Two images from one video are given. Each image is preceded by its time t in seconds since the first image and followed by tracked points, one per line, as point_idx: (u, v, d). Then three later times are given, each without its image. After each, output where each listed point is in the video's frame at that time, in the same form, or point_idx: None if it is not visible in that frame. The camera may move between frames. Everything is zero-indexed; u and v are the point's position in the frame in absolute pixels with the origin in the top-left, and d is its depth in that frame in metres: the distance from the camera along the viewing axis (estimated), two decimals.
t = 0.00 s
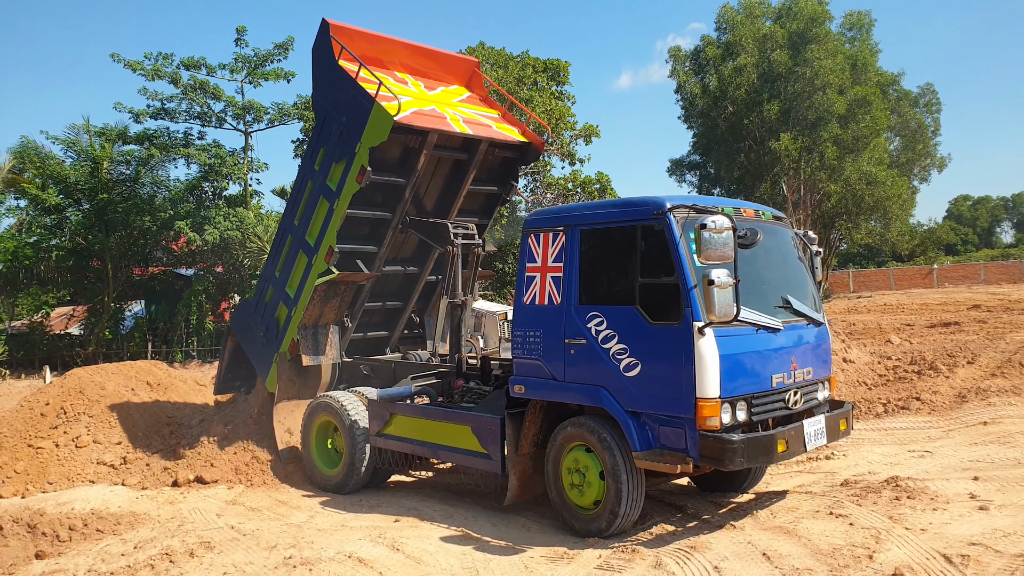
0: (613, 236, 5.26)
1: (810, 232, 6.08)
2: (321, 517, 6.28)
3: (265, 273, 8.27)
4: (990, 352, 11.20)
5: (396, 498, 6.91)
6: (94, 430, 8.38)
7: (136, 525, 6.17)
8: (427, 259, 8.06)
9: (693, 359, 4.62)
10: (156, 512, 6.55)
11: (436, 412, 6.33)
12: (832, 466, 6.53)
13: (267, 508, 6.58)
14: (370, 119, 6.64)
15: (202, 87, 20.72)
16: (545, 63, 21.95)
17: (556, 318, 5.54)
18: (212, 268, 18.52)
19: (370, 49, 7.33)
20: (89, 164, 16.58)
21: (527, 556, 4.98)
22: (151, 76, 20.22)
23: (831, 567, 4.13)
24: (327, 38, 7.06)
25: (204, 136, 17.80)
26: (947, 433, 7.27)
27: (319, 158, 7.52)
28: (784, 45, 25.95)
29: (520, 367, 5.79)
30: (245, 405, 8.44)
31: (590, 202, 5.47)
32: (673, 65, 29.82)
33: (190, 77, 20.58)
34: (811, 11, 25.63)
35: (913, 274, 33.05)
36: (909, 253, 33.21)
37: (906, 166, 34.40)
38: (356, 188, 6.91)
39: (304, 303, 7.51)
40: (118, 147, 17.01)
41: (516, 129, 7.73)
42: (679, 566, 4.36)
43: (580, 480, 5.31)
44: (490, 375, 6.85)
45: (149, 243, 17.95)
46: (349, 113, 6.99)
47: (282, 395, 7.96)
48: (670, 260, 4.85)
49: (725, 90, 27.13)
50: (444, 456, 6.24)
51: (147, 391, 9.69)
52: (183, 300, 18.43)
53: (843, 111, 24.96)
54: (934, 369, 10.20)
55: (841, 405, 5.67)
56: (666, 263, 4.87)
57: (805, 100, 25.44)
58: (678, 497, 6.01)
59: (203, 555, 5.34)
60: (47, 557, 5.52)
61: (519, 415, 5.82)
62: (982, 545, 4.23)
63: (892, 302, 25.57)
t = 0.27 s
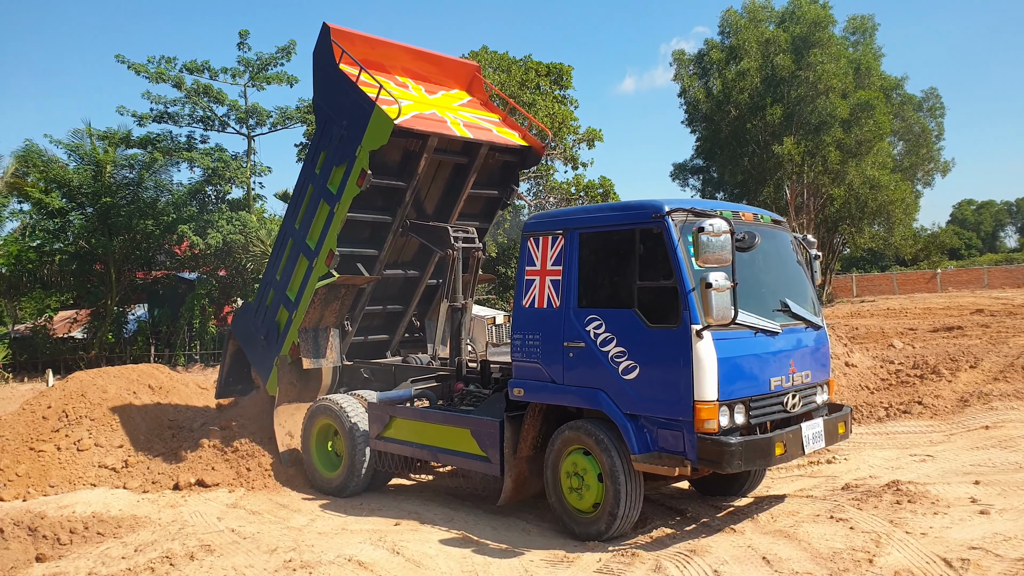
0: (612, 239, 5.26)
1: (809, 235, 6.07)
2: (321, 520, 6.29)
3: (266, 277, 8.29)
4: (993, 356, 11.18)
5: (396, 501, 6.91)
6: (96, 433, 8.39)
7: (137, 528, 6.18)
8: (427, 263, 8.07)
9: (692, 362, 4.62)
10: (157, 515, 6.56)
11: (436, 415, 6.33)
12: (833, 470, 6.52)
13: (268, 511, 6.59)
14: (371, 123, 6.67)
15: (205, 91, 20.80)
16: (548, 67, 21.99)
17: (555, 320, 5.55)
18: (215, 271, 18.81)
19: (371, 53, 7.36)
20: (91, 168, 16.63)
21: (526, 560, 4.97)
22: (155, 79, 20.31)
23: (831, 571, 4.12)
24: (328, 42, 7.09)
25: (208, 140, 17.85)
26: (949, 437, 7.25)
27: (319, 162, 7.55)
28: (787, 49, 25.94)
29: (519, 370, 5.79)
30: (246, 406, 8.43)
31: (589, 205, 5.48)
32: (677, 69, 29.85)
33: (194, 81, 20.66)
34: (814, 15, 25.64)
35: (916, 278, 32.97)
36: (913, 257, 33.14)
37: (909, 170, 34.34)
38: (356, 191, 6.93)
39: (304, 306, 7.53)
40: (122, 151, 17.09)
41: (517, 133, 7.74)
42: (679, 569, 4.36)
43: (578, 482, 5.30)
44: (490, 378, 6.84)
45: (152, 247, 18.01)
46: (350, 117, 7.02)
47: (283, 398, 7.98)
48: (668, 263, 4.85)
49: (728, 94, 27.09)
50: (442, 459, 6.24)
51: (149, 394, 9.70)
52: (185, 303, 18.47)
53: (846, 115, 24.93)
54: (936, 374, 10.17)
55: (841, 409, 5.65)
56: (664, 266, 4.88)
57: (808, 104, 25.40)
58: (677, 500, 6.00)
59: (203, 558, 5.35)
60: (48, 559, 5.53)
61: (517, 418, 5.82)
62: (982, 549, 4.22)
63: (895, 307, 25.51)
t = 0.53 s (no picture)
0: (612, 241, 5.28)
1: (809, 237, 6.08)
2: (321, 521, 6.30)
3: (267, 278, 8.31)
4: (993, 358, 11.19)
5: (396, 502, 6.92)
6: (96, 434, 8.41)
7: (137, 529, 6.19)
8: (428, 264, 8.08)
9: (691, 364, 4.63)
10: (157, 516, 6.57)
11: (436, 416, 6.34)
12: (832, 471, 6.53)
13: (267, 512, 6.60)
14: (371, 124, 6.69)
15: (207, 93, 20.84)
16: (549, 69, 22.03)
17: (555, 322, 5.56)
18: (216, 272, 18.57)
19: (372, 54, 7.39)
20: (92, 169, 16.72)
21: (525, 561, 4.98)
22: (156, 80, 20.36)
23: (829, 572, 4.13)
24: (329, 43, 7.12)
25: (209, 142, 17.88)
26: (948, 438, 7.26)
27: (320, 163, 7.57)
28: (788, 52, 25.95)
29: (519, 372, 5.81)
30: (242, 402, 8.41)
31: (589, 207, 5.50)
32: (679, 70, 29.84)
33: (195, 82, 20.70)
34: (816, 18, 25.66)
35: (917, 281, 32.96)
36: (914, 260, 33.14)
37: (911, 173, 34.36)
38: (356, 193, 6.95)
39: (305, 308, 7.55)
40: (123, 153, 17.12)
41: (518, 135, 7.75)
42: (677, 570, 4.37)
43: (577, 484, 5.32)
44: (489, 380, 6.83)
45: (154, 249, 18.04)
46: (351, 118, 7.04)
47: (283, 399, 8.00)
48: (668, 265, 4.86)
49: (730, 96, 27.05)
50: (442, 460, 6.25)
51: (150, 395, 9.73)
52: (186, 305, 18.49)
53: (847, 117, 24.94)
54: (936, 376, 10.18)
55: (840, 411, 5.66)
56: (663, 268, 4.89)
57: (809, 106, 25.40)
58: (677, 501, 6.00)
59: (202, 558, 5.36)
60: (47, 560, 5.54)
61: (517, 419, 5.84)
62: (980, 551, 4.23)
63: (896, 309, 25.52)
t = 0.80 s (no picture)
0: (610, 242, 5.30)
1: (807, 237, 6.11)
2: (319, 521, 6.31)
3: (265, 278, 8.31)
4: (990, 358, 11.23)
5: (394, 502, 6.93)
6: (93, 434, 8.42)
7: (134, 530, 6.20)
8: (427, 264, 8.09)
9: (689, 364, 4.65)
10: (155, 516, 6.58)
11: (436, 416, 6.36)
12: (829, 471, 6.56)
13: (265, 513, 6.61)
14: (370, 124, 6.70)
15: (205, 93, 20.84)
16: (548, 70, 22.05)
17: (554, 322, 5.58)
18: (214, 272, 18.80)
19: (371, 55, 7.40)
20: (89, 169, 16.69)
21: (523, 561, 5.00)
22: (154, 80, 20.33)
23: (825, 571, 4.15)
24: (327, 43, 7.13)
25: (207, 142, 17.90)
26: (944, 438, 7.29)
27: (319, 163, 7.58)
28: (787, 53, 25.97)
29: (517, 372, 5.82)
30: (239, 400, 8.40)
31: (587, 207, 5.52)
32: (679, 70, 29.83)
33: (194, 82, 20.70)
34: (814, 19, 25.72)
35: (915, 281, 33.03)
36: (911, 261, 33.22)
37: (908, 174, 34.43)
38: (355, 193, 6.96)
39: (303, 308, 7.56)
40: (120, 154, 17.10)
41: (516, 135, 7.77)
42: (674, 570, 4.39)
43: (576, 484, 5.33)
44: (488, 381, 6.80)
45: (152, 249, 18.02)
46: (349, 118, 7.06)
47: (281, 399, 8.01)
48: (667, 265, 4.88)
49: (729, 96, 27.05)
50: (441, 460, 6.26)
51: (147, 395, 9.74)
52: (184, 305, 18.44)
53: (844, 118, 24.99)
54: (933, 376, 10.22)
55: (838, 411, 5.68)
56: (662, 268, 4.91)
57: (807, 107, 25.44)
58: (675, 501, 6.02)
59: (200, 559, 5.37)
60: (45, 560, 5.54)
61: (516, 420, 5.85)
62: (975, 550, 4.25)
63: (894, 309, 25.58)
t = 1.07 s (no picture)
0: (606, 242, 5.30)
1: (803, 237, 6.12)
2: (315, 521, 6.30)
3: (261, 278, 8.30)
4: (985, 358, 11.26)
5: (390, 502, 6.92)
6: (89, 434, 8.40)
7: (130, 530, 6.18)
8: (423, 264, 8.09)
9: (685, 364, 4.65)
10: (151, 517, 6.56)
11: (432, 416, 6.36)
12: (825, 471, 6.57)
13: (261, 513, 6.60)
14: (366, 124, 6.70)
15: (200, 92, 20.78)
16: (545, 70, 22.05)
17: (549, 322, 5.58)
18: (210, 272, 18.79)
19: (367, 54, 7.39)
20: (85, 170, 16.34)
21: (519, 561, 5.00)
22: (149, 80, 20.26)
23: (820, 571, 4.16)
24: (324, 43, 7.13)
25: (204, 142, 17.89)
26: (939, 438, 7.31)
27: (315, 162, 7.58)
28: (783, 53, 25.94)
29: (513, 372, 5.82)
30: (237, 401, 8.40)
31: (583, 207, 5.53)
32: (677, 69, 29.78)
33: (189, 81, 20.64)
34: (811, 19, 25.73)
35: (911, 282, 33.09)
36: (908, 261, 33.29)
37: (905, 174, 34.51)
38: (352, 192, 6.95)
39: (300, 307, 7.54)
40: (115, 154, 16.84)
41: (513, 135, 7.78)
42: (670, 569, 4.39)
43: (572, 484, 5.33)
44: (484, 380, 6.82)
45: (148, 249, 17.93)
46: (346, 118, 7.05)
47: (277, 399, 8.01)
48: (663, 266, 4.89)
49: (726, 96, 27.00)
50: (437, 460, 6.26)
51: (143, 395, 9.72)
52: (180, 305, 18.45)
53: (841, 118, 25.02)
54: (928, 376, 10.24)
55: (833, 411, 5.69)
56: (658, 268, 4.92)
57: (803, 107, 25.45)
58: (671, 501, 6.03)
59: (196, 559, 5.36)
60: (40, 561, 5.53)
61: (512, 419, 5.85)
62: (970, 549, 4.27)
63: (890, 309, 25.63)
